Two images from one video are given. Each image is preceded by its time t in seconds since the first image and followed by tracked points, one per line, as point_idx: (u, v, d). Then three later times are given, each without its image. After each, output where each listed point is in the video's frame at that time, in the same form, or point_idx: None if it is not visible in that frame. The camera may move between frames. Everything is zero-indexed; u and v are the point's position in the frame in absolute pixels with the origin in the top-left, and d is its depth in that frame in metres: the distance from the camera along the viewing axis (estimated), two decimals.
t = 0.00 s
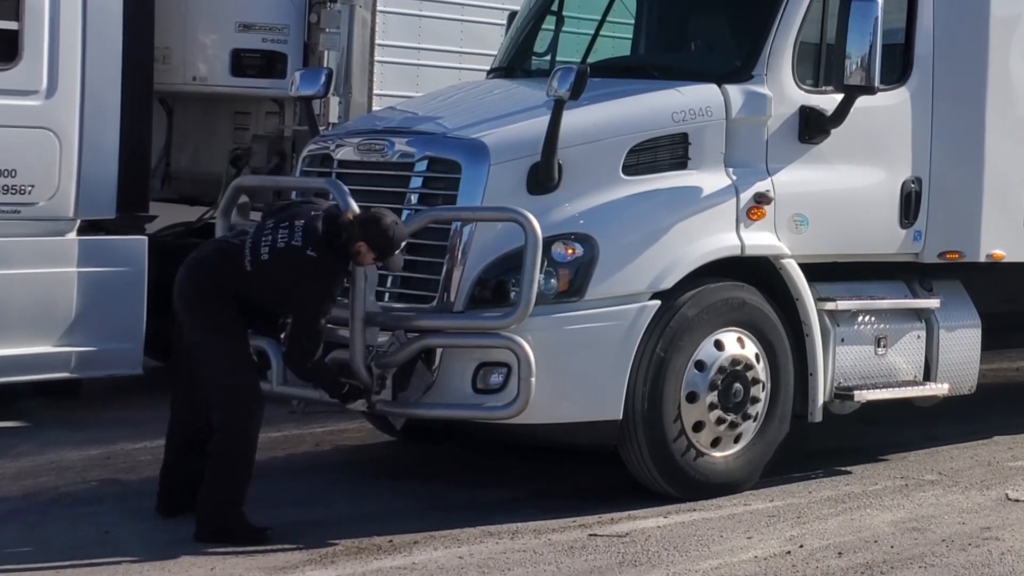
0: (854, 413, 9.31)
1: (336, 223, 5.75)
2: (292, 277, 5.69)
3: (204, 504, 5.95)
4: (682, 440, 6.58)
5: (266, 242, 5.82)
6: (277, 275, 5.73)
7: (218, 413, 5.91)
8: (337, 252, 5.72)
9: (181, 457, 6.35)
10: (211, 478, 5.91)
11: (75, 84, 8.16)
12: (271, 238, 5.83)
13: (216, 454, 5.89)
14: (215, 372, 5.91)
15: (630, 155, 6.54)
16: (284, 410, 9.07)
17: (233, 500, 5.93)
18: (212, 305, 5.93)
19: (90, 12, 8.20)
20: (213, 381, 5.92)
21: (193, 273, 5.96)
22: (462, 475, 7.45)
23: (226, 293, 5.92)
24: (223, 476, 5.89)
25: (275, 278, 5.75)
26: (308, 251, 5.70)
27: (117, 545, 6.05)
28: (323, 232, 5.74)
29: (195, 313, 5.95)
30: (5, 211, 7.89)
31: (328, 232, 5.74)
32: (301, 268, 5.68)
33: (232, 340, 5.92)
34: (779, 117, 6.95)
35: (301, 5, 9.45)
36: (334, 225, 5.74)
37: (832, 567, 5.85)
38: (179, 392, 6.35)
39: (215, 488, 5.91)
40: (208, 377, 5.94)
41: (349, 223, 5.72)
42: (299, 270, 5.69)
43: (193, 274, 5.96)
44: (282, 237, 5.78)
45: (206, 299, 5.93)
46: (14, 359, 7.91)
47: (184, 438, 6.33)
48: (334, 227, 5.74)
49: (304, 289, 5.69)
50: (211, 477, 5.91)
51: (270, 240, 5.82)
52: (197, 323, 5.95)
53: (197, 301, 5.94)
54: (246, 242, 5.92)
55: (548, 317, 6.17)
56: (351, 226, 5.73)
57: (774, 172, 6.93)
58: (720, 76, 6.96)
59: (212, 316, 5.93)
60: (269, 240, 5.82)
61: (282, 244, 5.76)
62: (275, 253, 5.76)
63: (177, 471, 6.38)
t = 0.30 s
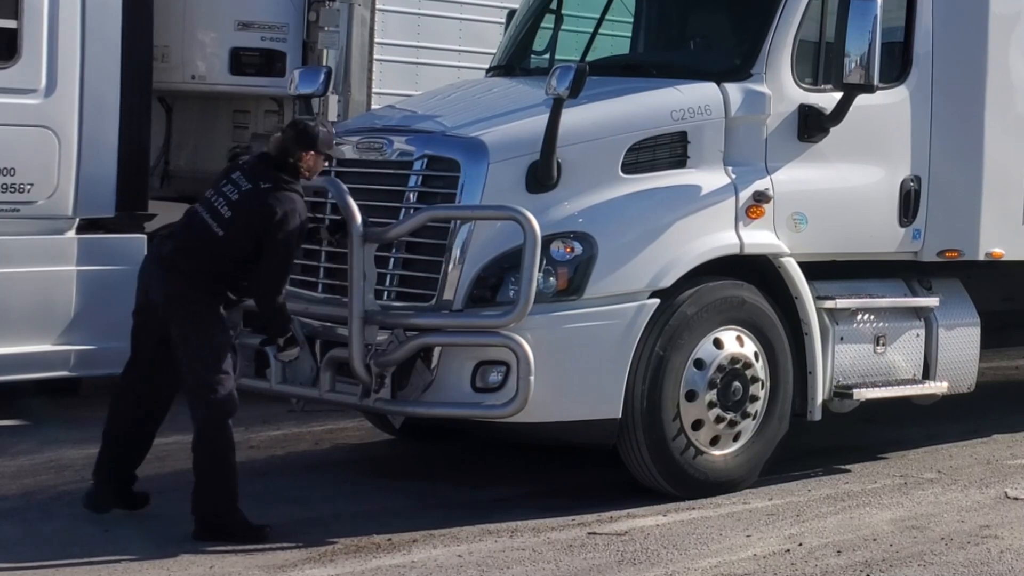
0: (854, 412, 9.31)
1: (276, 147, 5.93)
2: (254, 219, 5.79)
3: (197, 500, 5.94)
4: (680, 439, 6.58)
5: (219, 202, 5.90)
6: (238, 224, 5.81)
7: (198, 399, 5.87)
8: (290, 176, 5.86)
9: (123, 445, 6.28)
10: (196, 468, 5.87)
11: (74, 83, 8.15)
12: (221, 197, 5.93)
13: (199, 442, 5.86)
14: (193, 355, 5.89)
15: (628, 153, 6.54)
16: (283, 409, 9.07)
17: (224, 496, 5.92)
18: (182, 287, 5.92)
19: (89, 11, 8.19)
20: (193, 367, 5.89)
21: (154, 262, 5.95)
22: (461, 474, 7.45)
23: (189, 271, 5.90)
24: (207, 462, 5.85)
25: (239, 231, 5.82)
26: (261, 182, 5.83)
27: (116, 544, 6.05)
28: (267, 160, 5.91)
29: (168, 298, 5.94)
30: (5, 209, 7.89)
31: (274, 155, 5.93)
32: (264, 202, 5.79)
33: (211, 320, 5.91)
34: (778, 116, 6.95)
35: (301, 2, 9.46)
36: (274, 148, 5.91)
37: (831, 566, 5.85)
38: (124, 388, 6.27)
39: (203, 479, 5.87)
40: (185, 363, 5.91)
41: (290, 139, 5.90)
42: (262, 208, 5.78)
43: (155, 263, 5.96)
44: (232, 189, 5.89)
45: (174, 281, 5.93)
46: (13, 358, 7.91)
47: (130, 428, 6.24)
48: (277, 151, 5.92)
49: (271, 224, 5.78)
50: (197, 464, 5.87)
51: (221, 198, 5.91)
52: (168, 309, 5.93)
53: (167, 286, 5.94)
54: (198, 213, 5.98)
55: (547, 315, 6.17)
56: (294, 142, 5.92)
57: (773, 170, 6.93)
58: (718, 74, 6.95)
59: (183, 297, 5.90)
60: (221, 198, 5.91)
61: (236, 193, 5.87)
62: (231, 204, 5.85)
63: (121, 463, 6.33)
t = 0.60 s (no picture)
0: (853, 411, 9.31)
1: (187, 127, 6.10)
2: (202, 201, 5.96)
3: (194, 494, 5.96)
4: (680, 438, 6.58)
5: (158, 197, 5.99)
6: (193, 209, 5.96)
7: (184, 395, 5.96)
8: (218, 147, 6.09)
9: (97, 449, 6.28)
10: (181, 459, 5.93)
11: (73, 81, 8.15)
12: (157, 194, 6.02)
13: (190, 439, 5.93)
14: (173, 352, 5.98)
15: (627, 152, 6.54)
16: (282, 407, 9.07)
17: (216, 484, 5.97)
18: (152, 290, 5.99)
19: (88, 9, 8.18)
20: (182, 363, 5.98)
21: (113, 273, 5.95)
22: (461, 473, 7.44)
23: (157, 272, 5.98)
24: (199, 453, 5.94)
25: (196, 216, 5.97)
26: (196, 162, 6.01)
27: (116, 542, 6.05)
28: (185, 141, 6.08)
29: (144, 304, 5.99)
30: (4, 208, 7.88)
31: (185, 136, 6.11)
32: (212, 180, 5.97)
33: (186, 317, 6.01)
34: (777, 115, 6.95)
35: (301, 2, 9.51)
36: (187, 128, 6.08)
37: (830, 564, 5.85)
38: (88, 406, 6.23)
39: (195, 471, 5.94)
40: (171, 363, 5.98)
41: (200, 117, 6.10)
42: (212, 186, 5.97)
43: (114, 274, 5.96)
44: (168, 179, 6.01)
45: (144, 285, 5.99)
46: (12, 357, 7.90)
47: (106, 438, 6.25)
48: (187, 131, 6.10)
49: (222, 202, 5.97)
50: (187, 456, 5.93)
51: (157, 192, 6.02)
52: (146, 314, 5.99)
53: (138, 292, 5.99)
54: (137, 214, 6.04)
55: (546, 314, 6.17)
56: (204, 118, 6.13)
57: (772, 169, 6.93)
58: (717, 73, 6.95)
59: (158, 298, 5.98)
60: (156, 193, 6.02)
61: (174, 181, 6.00)
62: (178, 193, 5.97)
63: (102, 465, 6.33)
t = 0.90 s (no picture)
0: (852, 410, 9.32)
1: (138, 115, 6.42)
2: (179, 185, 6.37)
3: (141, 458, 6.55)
4: (680, 437, 6.58)
5: (136, 187, 6.29)
6: (170, 193, 6.35)
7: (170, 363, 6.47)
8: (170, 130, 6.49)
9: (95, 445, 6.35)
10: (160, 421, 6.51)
11: (73, 81, 8.15)
12: (131, 183, 6.30)
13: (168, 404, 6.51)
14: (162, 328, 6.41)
15: (627, 151, 6.54)
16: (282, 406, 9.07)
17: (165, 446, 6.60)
18: (141, 275, 6.30)
19: (88, 9, 8.18)
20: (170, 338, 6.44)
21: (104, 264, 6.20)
22: (461, 472, 7.45)
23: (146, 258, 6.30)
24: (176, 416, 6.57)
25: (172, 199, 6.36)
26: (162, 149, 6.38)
27: (116, 541, 6.05)
28: (142, 128, 6.40)
29: (138, 289, 6.30)
30: (4, 207, 7.88)
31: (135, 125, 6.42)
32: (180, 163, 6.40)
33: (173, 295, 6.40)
34: (777, 114, 6.95)
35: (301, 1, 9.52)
36: (142, 115, 6.41)
37: (830, 563, 5.85)
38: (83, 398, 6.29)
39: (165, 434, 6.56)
40: (160, 341, 6.42)
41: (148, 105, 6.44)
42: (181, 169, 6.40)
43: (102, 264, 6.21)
44: (141, 168, 6.32)
45: (137, 273, 6.28)
46: (13, 357, 7.90)
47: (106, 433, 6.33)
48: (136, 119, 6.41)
49: (195, 184, 6.41)
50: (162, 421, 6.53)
51: (130, 181, 6.31)
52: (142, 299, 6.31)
53: (131, 279, 6.28)
54: (115, 205, 6.29)
55: (546, 313, 6.16)
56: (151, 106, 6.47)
57: (771, 168, 6.93)
58: (717, 72, 6.95)
59: (152, 282, 6.31)
60: (130, 182, 6.30)
61: (146, 169, 6.33)
62: (153, 180, 6.33)
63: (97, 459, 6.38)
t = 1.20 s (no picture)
0: (850, 409, 9.32)
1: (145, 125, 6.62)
2: (181, 196, 6.67)
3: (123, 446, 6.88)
4: (678, 436, 6.58)
5: (144, 198, 6.54)
6: (171, 207, 6.65)
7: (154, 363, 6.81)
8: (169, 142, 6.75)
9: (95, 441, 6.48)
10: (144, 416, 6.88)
11: (71, 80, 8.14)
12: (139, 194, 6.53)
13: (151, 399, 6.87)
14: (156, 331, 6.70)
15: (625, 150, 6.53)
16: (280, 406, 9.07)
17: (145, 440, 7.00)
18: (145, 281, 6.54)
19: (86, 8, 8.17)
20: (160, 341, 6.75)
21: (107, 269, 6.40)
22: (459, 471, 7.44)
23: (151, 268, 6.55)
24: (156, 418, 6.93)
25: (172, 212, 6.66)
26: (168, 163, 6.65)
27: (114, 541, 6.04)
28: (148, 138, 6.64)
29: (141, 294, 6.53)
30: (2, 207, 7.86)
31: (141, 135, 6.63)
32: (181, 177, 6.70)
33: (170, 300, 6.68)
34: (775, 113, 6.95)
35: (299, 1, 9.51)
36: (148, 125, 6.62)
37: (828, 562, 5.85)
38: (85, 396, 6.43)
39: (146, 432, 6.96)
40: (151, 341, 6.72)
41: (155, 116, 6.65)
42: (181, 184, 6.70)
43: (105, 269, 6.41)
44: (148, 180, 6.57)
45: (143, 282, 6.52)
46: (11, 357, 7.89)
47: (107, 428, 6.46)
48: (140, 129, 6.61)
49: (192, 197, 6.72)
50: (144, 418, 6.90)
51: (137, 192, 6.54)
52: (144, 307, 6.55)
53: (136, 284, 6.51)
54: (123, 214, 6.50)
55: (544, 312, 6.16)
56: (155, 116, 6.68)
57: (770, 167, 6.93)
58: (715, 71, 6.94)
59: (154, 293, 6.57)
60: (137, 193, 6.53)
61: (153, 181, 6.59)
62: (158, 193, 6.60)
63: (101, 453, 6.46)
